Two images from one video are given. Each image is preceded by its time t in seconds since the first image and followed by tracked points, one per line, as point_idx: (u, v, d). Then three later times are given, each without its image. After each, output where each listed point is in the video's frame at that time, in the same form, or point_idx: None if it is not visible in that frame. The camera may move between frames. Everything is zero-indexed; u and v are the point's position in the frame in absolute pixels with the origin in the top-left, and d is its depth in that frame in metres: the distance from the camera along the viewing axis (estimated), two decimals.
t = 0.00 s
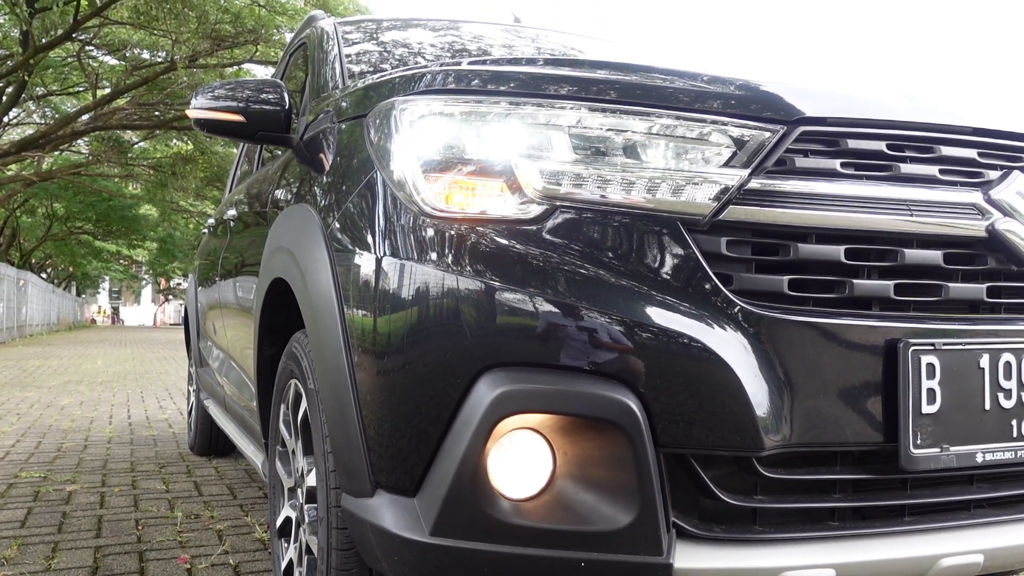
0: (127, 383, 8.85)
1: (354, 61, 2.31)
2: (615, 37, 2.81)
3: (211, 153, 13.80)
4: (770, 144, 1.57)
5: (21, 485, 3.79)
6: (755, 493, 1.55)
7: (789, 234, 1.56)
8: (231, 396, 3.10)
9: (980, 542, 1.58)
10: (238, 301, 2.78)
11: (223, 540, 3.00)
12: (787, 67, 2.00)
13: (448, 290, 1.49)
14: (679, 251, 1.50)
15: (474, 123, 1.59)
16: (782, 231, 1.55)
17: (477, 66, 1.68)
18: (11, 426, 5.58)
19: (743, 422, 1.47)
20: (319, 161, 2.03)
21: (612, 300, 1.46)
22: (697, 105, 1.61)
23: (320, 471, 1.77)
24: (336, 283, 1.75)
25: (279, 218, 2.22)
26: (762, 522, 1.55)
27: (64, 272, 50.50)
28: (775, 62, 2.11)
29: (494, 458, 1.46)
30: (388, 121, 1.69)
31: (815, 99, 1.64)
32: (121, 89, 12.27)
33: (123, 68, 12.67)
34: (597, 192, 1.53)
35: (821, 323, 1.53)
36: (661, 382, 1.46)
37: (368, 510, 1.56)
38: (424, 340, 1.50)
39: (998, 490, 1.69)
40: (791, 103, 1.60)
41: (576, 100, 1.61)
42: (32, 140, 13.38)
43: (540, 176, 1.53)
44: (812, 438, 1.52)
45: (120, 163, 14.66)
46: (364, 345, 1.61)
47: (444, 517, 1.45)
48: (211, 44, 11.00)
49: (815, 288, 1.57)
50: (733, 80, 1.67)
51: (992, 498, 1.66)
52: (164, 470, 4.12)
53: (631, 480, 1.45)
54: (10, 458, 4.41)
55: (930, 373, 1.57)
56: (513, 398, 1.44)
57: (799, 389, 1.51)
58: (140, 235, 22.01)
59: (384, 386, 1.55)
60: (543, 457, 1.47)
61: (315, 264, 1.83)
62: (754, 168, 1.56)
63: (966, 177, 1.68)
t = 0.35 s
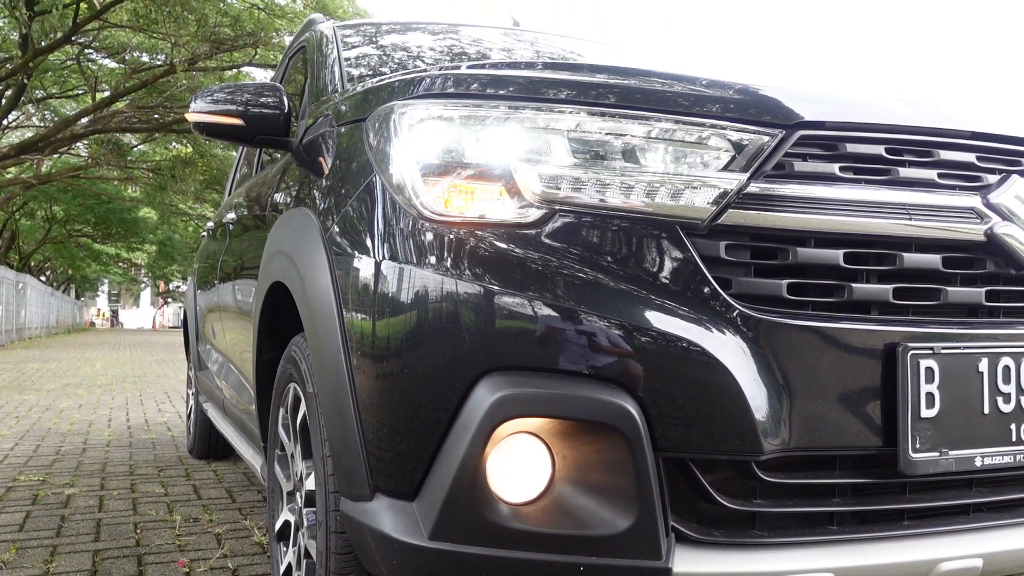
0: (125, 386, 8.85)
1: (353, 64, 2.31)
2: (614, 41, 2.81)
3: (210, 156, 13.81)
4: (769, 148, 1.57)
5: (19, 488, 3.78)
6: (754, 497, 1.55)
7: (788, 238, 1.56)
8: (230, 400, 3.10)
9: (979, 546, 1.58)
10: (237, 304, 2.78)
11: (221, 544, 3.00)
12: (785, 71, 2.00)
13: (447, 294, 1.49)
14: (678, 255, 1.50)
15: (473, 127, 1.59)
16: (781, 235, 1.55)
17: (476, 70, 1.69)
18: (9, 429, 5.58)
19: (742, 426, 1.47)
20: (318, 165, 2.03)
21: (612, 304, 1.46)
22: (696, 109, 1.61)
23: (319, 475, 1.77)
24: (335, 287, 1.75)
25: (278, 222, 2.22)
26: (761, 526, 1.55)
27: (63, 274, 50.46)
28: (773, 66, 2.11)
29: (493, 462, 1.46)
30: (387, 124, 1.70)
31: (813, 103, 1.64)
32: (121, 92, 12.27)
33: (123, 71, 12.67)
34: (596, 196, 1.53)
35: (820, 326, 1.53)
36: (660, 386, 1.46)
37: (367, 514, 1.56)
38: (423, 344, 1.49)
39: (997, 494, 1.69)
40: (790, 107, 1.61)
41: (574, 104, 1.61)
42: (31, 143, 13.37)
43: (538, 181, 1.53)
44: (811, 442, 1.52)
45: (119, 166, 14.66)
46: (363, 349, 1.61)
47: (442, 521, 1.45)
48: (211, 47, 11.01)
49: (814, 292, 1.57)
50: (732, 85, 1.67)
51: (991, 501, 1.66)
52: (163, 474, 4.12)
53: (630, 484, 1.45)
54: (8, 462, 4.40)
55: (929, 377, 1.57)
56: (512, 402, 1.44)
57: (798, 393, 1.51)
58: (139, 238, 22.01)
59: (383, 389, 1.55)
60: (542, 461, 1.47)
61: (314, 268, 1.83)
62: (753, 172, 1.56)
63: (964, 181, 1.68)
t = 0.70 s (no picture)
0: (124, 389, 8.85)
1: (352, 68, 2.31)
2: (612, 45, 2.82)
3: (209, 159, 13.81)
4: (767, 152, 1.58)
5: (18, 492, 3.78)
6: (753, 500, 1.55)
7: (787, 242, 1.56)
8: (229, 403, 3.09)
9: (978, 549, 1.58)
10: (236, 308, 2.78)
11: (220, 548, 2.99)
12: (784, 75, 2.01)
13: (446, 297, 1.49)
14: (677, 259, 1.51)
15: (472, 131, 1.59)
16: (779, 238, 1.56)
17: (475, 74, 1.69)
18: (8, 433, 5.57)
19: (741, 429, 1.47)
20: (317, 169, 2.03)
21: (610, 308, 1.46)
22: (695, 113, 1.61)
23: (318, 478, 1.77)
24: (334, 290, 1.75)
25: (277, 226, 2.22)
26: (760, 530, 1.55)
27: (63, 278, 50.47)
28: (771, 70, 2.11)
29: (492, 466, 1.46)
30: (386, 128, 1.70)
31: (812, 107, 1.65)
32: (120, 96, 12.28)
33: (122, 74, 12.68)
34: (595, 200, 1.52)
35: (818, 330, 1.53)
36: (659, 390, 1.46)
37: (366, 518, 1.56)
38: (422, 348, 1.50)
39: (996, 497, 1.69)
40: (788, 111, 1.61)
41: (573, 108, 1.61)
42: (29, 147, 13.37)
43: (537, 184, 1.53)
44: (809, 446, 1.52)
45: (118, 169, 14.66)
46: (361, 352, 1.61)
47: (441, 525, 1.45)
48: (210, 50, 11.01)
49: (813, 296, 1.57)
50: (731, 88, 1.68)
51: (990, 505, 1.66)
52: (162, 477, 4.12)
53: (629, 487, 1.45)
54: (7, 465, 4.40)
55: (928, 380, 1.57)
56: (511, 406, 1.44)
57: (796, 396, 1.51)
58: (138, 241, 22.01)
59: (382, 393, 1.55)
60: (541, 465, 1.47)
61: (313, 272, 1.83)
62: (751, 175, 1.56)
63: (962, 185, 1.68)
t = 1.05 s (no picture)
0: (122, 393, 8.85)
1: (351, 71, 2.31)
2: (611, 48, 2.82)
3: (208, 162, 13.82)
4: (766, 156, 1.58)
5: (17, 496, 3.77)
6: (752, 504, 1.55)
7: (785, 245, 1.56)
8: (228, 407, 3.09)
9: (977, 553, 1.58)
10: (234, 311, 2.79)
11: (219, 551, 2.99)
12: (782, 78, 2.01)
13: (445, 301, 1.49)
14: (675, 262, 1.51)
15: (470, 135, 1.59)
16: (777, 242, 1.56)
17: (474, 77, 1.69)
18: (7, 436, 5.57)
19: (739, 433, 1.47)
20: (315, 172, 2.04)
21: (609, 311, 1.46)
22: (693, 116, 1.61)
23: (317, 482, 1.76)
24: (333, 294, 1.75)
25: (275, 230, 2.22)
26: (759, 533, 1.55)
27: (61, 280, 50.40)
28: (770, 73, 2.12)
29: (490, 470, 1.46)
30: (385, 131, 1.70)
31: (810, 110, 1.65)
32: (119, 98, 12.28)
33: (121, 78, 12.69)
34: (593, 203, 1.53)
35: (817, 334, 1.53)
36: (657, 393, 1.46)
37: (365, 522, 1.56)
38: (421, 351, 1.50)
39: (995, 500, 1.68)
40: (786, 115, 1.61)
41: (572, 112, 1.61)
42: (28, 150, 13.37)
43: (536, 188, 1.53)
44: (808, 449, 1.52)
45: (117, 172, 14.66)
46: (360, 355, 1.61)
47: (440, 529, 1.45)
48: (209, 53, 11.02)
49: (811, 299, 1.57)
50: (729, 92, 1.68)
51: (989, 508, 1.66)
52: (161, 481, 4.11)
53: (628, 491, 1.45)
54: (6, 469, 4.39)
55: (927, 384, 1.57)
56: (510, 410, 1.44)
57: (795, 400, 1.51)
58: (137, 244, 22.00)
59: (381, 397, 1.55)
60: (540, 469, 1.47)
61: (312, 275, 1.83)
62: (750, 179, 1.56)
63: (961, 188, 1.69)
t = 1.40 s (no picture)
0: (120, 396, 8.85)
1: (350, 74, 2.31)
2: (609, 51, 2.82)
3: (207, 165, 13.82)
4: (764, 159, 1.58)
5: (15, 499, 3.77)
6: (751, 508, 1.55)
7: (783, 249, 1.57)
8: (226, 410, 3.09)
9: (976, 556, 1.58)
10: (233, 314, 2.79)
11: (217, 555, 2.99)
12: (781, 82, 2.01)
13: (443, 304, 1.49)
14: (673, 265, 1.51)
15: (469, 139, 1.60)
16: (775, 246, 1.56)
17: (472, 81, 1.69)
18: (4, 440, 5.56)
19: (738, 436, 1.47)
20: (314, 176, 2.04)
21: (607, 315, 1.47)
22: (691, 120, 1.61)
23: (315, 486, 1.76)
24: (331, 297, 1.75)
25: (274, 233, 2.22)
26: (757, 537, 1.55)
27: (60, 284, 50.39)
28: (768, 77, 2.12)
29: (489, 474, 1.46)
30: (383, 135, 1.70)
31: (808, 114, 1.65)
32: (118, 101, 12.28)
33: (119, 81, 12.70)
34: (592, 207, 1.53)
35: (815, 337, 1.53)
36: (655, 397, 1.46)
37: (363, 526, 1.56)
38: (419, 355, 1.49)
39: (993, 504, 1.68)
40: (784, 119, 1.61)
41: (571, 116, 1.61)
42: (26, 153, 13.36)
43: (534, 192, 1.53)
44: (806, 453, 1.52)
45: (115, 175, 14.65)
46: (358, 359, 1.61)
47: (439, 533, 1.45)
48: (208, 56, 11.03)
49: (810, 303, 1.57)
50: (727, 96, 1.68)
51: (987, 512, 1.66)
52: (159, 484, 4.11)
53: (627, 495, 1.45)
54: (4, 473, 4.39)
55: (925, 387, 1.57)
56: (508, 414, 1.44)
57: (793, 404, 1.51)
58: (135, 247, 21.99)
59: (379, 400, 1.55)
60: (539, 473, 1.47)
61: (310, 279, 1.83)
62: (748, 183, 1.56)
63: (959, 192, 1.69)
